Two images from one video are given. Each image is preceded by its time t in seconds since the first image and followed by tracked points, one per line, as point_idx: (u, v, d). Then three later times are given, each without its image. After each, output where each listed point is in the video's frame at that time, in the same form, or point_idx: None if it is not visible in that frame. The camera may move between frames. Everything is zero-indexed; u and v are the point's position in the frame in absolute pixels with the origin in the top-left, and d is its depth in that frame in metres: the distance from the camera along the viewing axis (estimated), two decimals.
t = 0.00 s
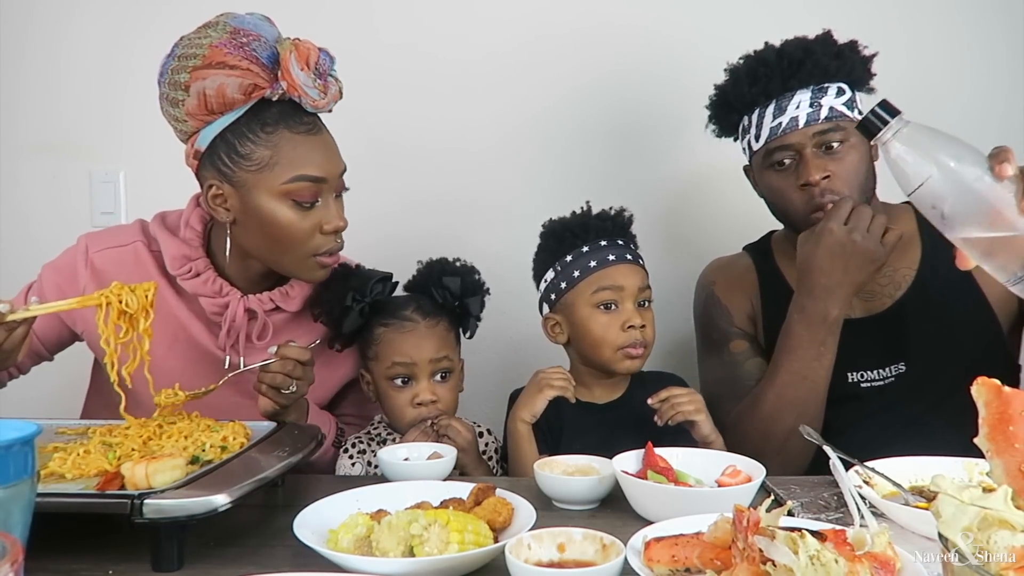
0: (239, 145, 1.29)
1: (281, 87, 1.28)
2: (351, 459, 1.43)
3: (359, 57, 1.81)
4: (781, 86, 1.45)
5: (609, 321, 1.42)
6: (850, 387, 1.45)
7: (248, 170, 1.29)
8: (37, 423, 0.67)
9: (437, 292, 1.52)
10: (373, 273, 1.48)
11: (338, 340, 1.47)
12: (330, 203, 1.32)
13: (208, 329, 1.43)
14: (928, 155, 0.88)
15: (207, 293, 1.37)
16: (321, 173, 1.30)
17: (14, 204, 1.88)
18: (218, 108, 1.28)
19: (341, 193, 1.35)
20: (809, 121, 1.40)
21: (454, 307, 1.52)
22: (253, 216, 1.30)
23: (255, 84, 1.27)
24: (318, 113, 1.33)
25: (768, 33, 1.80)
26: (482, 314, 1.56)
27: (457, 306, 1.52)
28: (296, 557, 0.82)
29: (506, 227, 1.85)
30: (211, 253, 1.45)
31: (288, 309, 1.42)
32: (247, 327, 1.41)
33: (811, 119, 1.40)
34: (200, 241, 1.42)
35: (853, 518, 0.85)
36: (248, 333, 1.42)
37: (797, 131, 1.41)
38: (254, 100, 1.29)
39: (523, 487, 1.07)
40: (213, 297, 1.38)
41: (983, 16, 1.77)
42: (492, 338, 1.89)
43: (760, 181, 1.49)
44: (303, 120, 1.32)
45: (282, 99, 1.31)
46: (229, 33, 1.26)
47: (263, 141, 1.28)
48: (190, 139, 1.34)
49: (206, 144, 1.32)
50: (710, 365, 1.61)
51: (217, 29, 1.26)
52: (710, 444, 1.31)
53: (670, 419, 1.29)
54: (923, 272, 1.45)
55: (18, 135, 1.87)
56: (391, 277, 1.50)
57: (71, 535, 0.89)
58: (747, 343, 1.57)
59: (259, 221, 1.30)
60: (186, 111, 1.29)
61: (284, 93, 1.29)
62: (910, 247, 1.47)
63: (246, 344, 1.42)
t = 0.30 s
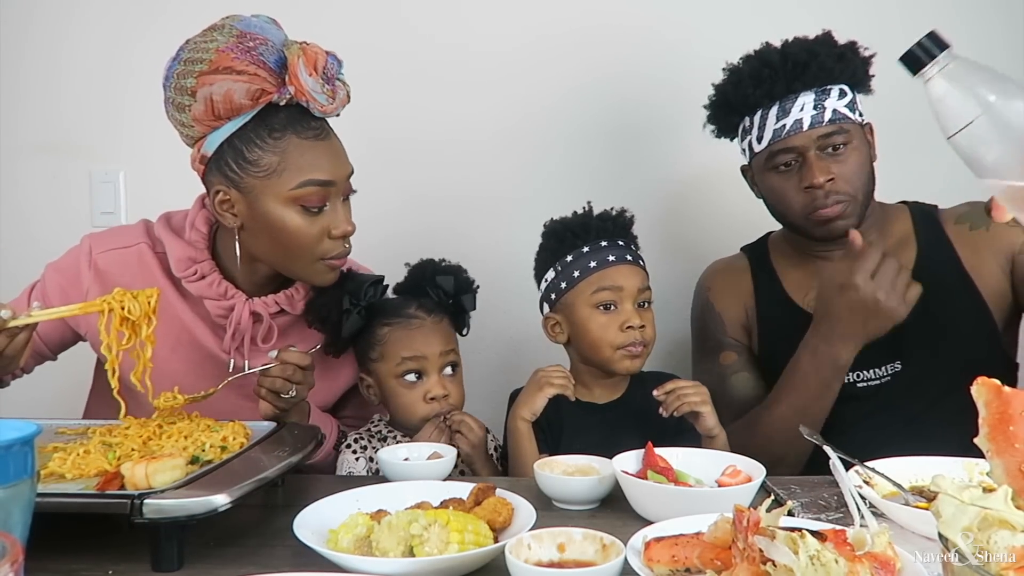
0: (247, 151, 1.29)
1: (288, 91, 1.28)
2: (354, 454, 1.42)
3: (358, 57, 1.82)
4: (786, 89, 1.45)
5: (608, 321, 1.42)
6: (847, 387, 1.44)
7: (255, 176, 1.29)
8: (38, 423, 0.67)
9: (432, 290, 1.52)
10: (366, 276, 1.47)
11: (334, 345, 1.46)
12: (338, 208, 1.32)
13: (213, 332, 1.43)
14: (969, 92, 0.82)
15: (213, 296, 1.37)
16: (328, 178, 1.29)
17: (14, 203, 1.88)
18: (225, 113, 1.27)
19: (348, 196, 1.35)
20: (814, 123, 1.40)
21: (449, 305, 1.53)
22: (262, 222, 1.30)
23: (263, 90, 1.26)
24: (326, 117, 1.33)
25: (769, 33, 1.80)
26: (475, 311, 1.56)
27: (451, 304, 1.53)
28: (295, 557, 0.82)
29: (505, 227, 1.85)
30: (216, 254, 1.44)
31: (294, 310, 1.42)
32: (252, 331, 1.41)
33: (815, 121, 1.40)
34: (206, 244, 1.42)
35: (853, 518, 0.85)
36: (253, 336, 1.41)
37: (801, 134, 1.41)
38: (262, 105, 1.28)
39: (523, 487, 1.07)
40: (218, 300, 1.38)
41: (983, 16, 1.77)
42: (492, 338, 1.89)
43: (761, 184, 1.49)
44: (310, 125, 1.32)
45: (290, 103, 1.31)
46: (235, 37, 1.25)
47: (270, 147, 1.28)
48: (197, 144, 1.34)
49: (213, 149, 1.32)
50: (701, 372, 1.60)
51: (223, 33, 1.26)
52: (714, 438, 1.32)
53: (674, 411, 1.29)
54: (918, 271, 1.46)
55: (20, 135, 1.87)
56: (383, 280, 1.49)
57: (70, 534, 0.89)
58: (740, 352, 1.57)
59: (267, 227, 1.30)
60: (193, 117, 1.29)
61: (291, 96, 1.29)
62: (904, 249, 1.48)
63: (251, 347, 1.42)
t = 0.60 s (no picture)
0: (250, 152, 1.29)
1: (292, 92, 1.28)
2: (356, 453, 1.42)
3: (358, 57, 1.82)
4: (794, 84, 1.44)
5: (605, 322, 1.42)
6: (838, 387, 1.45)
7: (257, 176, 1.29)
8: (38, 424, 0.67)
9: (431, 290, 1.53)
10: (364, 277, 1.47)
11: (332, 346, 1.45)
12: (340, 209, 1.32)
13: (214, 333, 1.43)
14: None
15: (214, 296, 1.37)
16: (331, 180, 1.29)
17: (15, 203, 1.88)
18: (229, 113, 1.27)
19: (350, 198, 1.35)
20: (820, 118, 1.41)
21: (447, 305, 1.53)
22: (263, 222, 1.30)
23: (266, 90, 1.27)
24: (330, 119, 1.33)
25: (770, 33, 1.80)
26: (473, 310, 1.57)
27: (450, 304, 1.53)
28: (295, 557, 0.82)
29: (505, 227, 1.85)
30: (219, 255, 1.44)
31: (294, 310, 1.42)
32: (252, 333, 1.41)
33: (822, 117, 1.41)
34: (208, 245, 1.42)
35: (853, 518, 0.85)
36: (254, 337, 1.42)
37: (809, 130, 1.41)
38: (266, 105, 1.28)
39: (523, 487, 1.07)
40: (219, 301, 1.37)
41: (984, 16, 1.77)
42: (492, 338, 1.89)
43: (762, 184, 1.49)
44: (314, 126, 1.32)
45: (293, 105, 1.31)
46: (240, 37, 1.26)
47: (273, 148, 1.28)
48: (199, 143, 1.34)
49: (216, 149, 1.32)
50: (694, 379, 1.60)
51: (228, 33, 1.26)
52: (715, 437, 1.32)
53: (675, 411, 1.29)
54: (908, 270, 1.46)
55: (21, 135, 1.87)
56: (381, 282, 1.47)
57: (70, 534, 0.89)
58: (723, 375, 1.57)
59: (268, 228, 1.30)
60: (196, 116, 1.29)
61: (294, 98, 1.29)
62: (895, 250, 1.48)
63: (253, 348, 1.42)
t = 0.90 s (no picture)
0: (248, 150, 1.29)
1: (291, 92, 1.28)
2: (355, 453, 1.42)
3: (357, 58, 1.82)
4: (778, 83, 1.44)
5: (590, 324, 1.43)
6: (825, 391, 1.45)
7: (255, 175, 1.29)
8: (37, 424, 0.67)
9: (431, 291, 1.53)
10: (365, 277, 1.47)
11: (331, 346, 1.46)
12: (338, 209, 1.32)
13: (214, 332, 1.43)
14: None
15: (215, 296, 1.37)
16: (329, 180, 1.29)
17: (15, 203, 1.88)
18: (227, 111, 1.27)
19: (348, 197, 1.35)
20: (806, 116, 1.41)
21: (448, 305, 1.53)
22: (260, 221, 1.30)
23: (266, 89, 1.26)
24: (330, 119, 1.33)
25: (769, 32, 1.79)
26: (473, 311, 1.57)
27: (449, 304, 1.53)
28: (295, 557, 0.82)
29: (505, 227, 1.85)
30: (218, 254, 1.44)
31: (295, 310, 1.42)
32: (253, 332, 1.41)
33: (808, 115, 1.41)
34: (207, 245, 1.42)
35: (853, 518, 0.85)
36: (255, 337, 1.42)
37: (796, 128, 1.41)
38: (265, 104, 1.28)
39: (523, 488, 1.07)
40: (219, 301, 1.37)
41: (984, 16, 1.77)
42: (492, 338, 1.89)
43: (751, 184, 1.49)
44: (314, 126, 1.32)
45: (293, 104, 1.31)
46: (240, 36, 1.25)
47: (271, 147, 1.29)
48: (199, 141, 1.34)
49: (215, 147, 1.32)
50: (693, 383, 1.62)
51: (229, 32, 1.26)
52: (711, 440, 1.32)
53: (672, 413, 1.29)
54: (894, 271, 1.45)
55: (21, 135, 1.87)
56: (381, 281, 1.48)
57: (70, 535, 0.89)
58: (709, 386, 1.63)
59: (266, 226, 1.30)
60: (195, 114, 1.29)
61: (294, 98, 1.29)
62: (882, 251, 1.48)
63: (253, 347, 1.42)
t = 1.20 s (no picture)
0: (245, 149, 1.29)
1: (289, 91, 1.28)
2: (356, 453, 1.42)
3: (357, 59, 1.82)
4: (759, 83, 1.45)
5: (584, 322, 1.43)
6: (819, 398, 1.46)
7: (251, 174, 1.29)
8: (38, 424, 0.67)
9: (436, 292, 1.53)
10: (369, 276, 1.47)
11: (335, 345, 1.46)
12: (335, 208, 1.32)
13: (214, 332, 1.43)
14: None
15: (215, 296, 1.37)
16: (326, 178, 1.29)
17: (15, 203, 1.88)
18: (224, 109, 1.27)
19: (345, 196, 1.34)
20: (787, 116, 1.41)
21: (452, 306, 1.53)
22: (256, 219, 1.30)
23: (264, 88, 1.26)
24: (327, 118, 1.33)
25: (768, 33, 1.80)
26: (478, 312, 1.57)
27: (454, 305, 1.53)
28: (295, 557, 0.82)
29: (505, 227, 1.85)
30: (218, 254, 1.44)
31: (295, 310, 1.42)
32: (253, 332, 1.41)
33: (789, 115, 1.41)
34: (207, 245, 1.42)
35: (853, 518, 0.85)
36: (254, 337, 1.42)
37: (778, 128, 1.41)
38: (261, 103, 1.28)
39: (523, 487, 1.07)
40: (219, 301, 1.37)
41: (982, 16, 1.77)
42: (493, 338, 1.89)
43: (738, 184, 1.49)
44: (311, 125, 1.32)
45: (292, 103, 1.31)
46: (239, 35, 1.26)
47: (268, 145, 1.29)
48: (197, 140, 1.34)
49: (213, 146, 1.32)
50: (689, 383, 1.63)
51: (228, 32, 1.26)
52: (710, 428, 1.31)
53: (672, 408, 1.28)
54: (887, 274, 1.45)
55: (21, 136, 1.87)
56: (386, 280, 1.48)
57: (70, 535, 0.89)
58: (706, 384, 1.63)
59: (262, 225, 1.30)
60: (194, 113, 1.29)
61: (292, 96, 1.29)
62: (877, 252, 1.48)
63: (252, 348, 1.42)
